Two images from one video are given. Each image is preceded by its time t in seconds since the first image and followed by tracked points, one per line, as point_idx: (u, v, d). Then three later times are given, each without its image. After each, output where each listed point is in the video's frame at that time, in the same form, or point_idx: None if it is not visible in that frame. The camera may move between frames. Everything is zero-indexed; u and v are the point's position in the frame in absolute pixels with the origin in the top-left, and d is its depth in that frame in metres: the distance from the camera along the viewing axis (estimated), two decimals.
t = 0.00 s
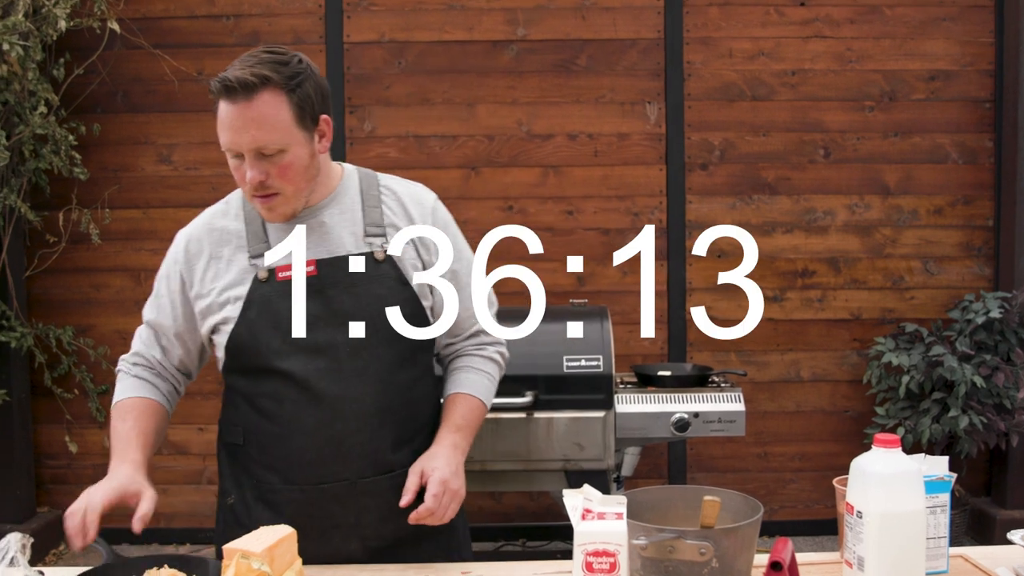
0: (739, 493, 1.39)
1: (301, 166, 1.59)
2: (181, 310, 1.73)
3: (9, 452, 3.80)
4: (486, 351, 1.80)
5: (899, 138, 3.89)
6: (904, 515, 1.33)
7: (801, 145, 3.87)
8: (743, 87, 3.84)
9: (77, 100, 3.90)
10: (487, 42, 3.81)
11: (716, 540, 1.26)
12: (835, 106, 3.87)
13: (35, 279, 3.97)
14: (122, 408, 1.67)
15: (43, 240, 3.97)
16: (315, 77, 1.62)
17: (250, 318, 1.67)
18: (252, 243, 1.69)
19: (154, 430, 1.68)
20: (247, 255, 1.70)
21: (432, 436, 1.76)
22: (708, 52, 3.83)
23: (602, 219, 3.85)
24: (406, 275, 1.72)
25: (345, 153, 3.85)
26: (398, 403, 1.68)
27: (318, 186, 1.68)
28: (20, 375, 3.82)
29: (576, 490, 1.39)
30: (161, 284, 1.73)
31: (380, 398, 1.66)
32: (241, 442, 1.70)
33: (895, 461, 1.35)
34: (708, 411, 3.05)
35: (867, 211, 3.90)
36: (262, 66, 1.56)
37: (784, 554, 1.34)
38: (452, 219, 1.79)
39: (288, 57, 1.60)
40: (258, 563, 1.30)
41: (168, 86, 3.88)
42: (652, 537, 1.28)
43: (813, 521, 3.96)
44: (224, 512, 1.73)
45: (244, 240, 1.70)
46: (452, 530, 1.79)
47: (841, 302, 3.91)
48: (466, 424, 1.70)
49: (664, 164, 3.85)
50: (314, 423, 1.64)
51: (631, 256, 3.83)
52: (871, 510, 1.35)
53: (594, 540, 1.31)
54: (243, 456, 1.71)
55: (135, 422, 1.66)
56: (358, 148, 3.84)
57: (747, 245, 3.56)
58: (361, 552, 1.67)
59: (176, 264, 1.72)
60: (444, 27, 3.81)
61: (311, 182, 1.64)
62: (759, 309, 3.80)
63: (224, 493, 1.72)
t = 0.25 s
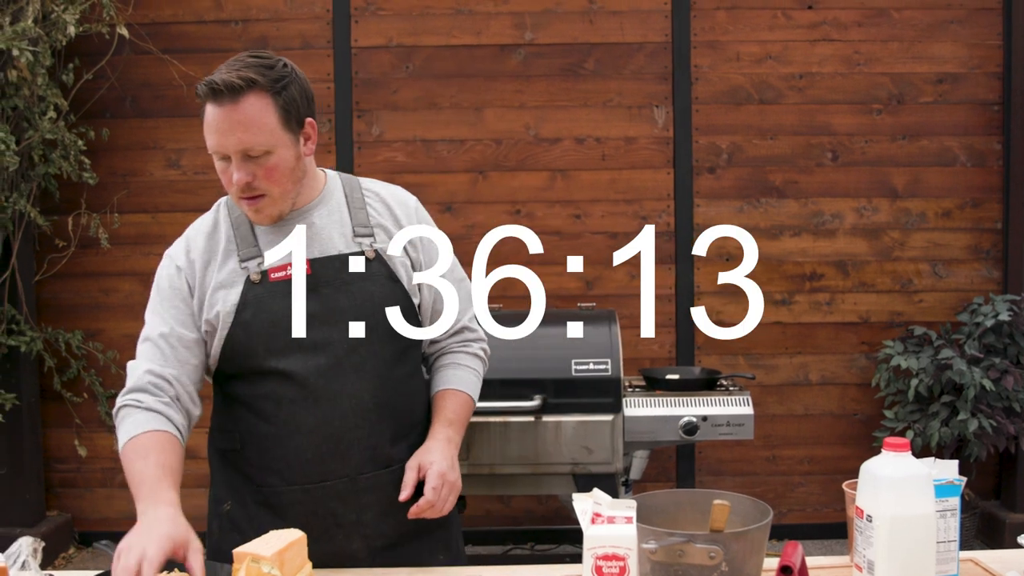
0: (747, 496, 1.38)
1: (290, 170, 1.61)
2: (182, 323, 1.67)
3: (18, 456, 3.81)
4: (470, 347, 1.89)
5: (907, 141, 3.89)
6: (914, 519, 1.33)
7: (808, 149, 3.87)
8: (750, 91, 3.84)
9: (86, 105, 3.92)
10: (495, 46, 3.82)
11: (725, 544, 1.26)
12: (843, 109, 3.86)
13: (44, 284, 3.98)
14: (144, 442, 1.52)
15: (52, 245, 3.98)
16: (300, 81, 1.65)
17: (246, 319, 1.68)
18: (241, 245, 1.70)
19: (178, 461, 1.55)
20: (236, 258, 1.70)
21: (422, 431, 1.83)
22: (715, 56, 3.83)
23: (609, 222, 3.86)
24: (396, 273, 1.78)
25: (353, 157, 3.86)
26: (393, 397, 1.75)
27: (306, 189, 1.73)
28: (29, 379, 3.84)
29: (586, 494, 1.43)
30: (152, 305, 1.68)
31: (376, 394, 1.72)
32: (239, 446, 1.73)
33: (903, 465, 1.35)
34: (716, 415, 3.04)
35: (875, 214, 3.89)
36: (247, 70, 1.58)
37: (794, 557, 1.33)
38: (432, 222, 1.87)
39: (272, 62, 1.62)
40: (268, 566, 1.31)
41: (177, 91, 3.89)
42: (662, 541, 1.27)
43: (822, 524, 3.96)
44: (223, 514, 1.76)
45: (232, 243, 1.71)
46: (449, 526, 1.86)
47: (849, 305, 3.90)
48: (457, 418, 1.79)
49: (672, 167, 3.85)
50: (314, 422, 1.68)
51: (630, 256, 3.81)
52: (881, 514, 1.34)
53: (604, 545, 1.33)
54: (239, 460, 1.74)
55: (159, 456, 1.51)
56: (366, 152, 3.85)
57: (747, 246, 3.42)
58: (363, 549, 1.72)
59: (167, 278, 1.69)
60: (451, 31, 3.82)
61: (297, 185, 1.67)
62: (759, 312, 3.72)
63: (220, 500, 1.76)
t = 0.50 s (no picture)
0: (752, 495, 1.38)
1: (417, 157, 1.58)
2: (298, 299, 1.70)
3: (27, 457, 3.83)
4: (574, 367, 1.77)
5: (912, 138, 3.89)
6: (914, 514, 1.33)
7: (813, 146, 3.87)
8: (755, 89, 3.85)
9: (92, 107, 3.93)
10: (500, 46, 3.83)
11: (727, 541, 1.26)
12: (848, 106, 3.86)
13: (52, 286, 4.00)
14: (267, 396, 1.66)
15: (60, 247, 3.99)
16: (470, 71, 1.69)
17: (354, 308, 1.63)
18: (367, 231, 1.66)
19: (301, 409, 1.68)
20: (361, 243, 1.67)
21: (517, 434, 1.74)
22: (720, 54, 3.83)
23: (614, 221, 3.86)
24: (509, 279, 1.69)
25: (358, 158, 3.87)
26: (490, 400, 1.65)
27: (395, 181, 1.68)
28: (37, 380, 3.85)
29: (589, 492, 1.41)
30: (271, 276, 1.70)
31: (475, 394, 1.63)
32: (335, 426, 1.68)
33: (902, 461, 1.34)
34: (722, 413, 3.05)
35: (881, 212, 3.89)
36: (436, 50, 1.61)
37: (794, 554, 1.33)
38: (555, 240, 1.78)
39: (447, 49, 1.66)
40: (273, 565, 1.32)
41: (183, 93, 3.91)
42: (664, 539, 1.28)
43: (828, 522, 3.96)
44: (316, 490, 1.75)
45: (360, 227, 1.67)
46: (527, 526, 1.80)
47: (855, 303, 3.90)
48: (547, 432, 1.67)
49: (677, 166, 3.85)
50: (410, 412, 1.60)
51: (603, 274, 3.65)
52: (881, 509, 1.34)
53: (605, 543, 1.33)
54: (337, 437, 1.70)
55: (284, 405, 1.65)
56: (372, 152, 3.86)
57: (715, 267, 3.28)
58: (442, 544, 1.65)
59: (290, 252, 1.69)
60: (456, 31, 3.82)
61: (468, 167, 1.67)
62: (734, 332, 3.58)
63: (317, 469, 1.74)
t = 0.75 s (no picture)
0: (743, 498, 1.38)
1: (479, 154, 1.64)
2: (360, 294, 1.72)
3: (16, 464, 3.81)
4: (602, 355, 1.78)
5: (900, 141, 3.90)
6: (903, 516, 1.33)
7: (802, 150, 3.89)
8: (744, 93, 3.86)
9: (81, 113, 3.92)
10: (489, 51, 3.83)
11: (717, 544, 1.26)
12: (836, 110, 3.88)
13: (41, 292, 3.99)
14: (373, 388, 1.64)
15: (49, 254, 3.98)
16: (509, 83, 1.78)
17: (402, 300, 1.70)
18: (411, 227, 1.73)
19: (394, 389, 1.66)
20: (404, 238, 1.73)
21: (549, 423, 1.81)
22: (709, 58, 3.84)
23: (604, 225, 3.87)
24: (542, 276, 1.75)
25: (348, 163, 3.86)
26: (523, 389, 1.73)
27: (446, 179, 1.74)
28: (26, 387, 3.84)
29: (579, 497, 1.42)
30: (323, 275, 1.71)
31: (510, 383, 1.71)
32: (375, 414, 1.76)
33: (891, 463, 1.34)
34: (712, 416, 3.06)
35: (870, 215, 3.91)
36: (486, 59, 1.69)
37: (782, 557, 1.34)
38: (585, 239, 1.84)
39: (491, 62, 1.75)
40: (263, 571, 1.33)
41: (172, 98, 3.90)
42: (653, 541, 1.28)
43: (819, 524, 3.96)
44: (354, 473, 1.83)
45: (404, 224, 1.74)
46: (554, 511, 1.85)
47: (845, 305, 3.91)
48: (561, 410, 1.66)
49: (667, 170, 3.86)
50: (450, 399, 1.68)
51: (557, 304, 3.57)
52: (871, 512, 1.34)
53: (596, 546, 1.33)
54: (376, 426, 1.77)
55: (381, 388, 1.63)
56: (361, 158, 3.86)
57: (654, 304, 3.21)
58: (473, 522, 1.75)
59: (340, 250, 1.72)
60: (446, 36, 3.83)
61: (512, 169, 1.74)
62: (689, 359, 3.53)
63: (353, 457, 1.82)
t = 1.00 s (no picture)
0: (727, 499, 1.39)
1: (492, 192, 1.85)
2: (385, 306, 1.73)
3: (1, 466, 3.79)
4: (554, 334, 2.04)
5: (886, 144, 3.92)
6: (887, 518, 1.33)
7: (789, 152, 3.90)
8: (731, 95, 3.87)
9: (67, 113, 3.91)
10: (477, 52, 3.83)
11: (701, 545, 1.26)
12: (823, 112, 3.89)
13: (26, 293, 3.97)
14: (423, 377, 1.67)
15: (34, 254, 3.96)
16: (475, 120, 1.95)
17: (424, 310, 1.76)
18: (409, 243, 1.78)
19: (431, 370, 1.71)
20: (406, 255, 1.77)
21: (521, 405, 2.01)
22: (696, 60, 3.85)
23: (591, 227, 3.87)
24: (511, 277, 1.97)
25: (335, 164, 3.86)
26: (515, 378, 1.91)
27: (442, 205, 1.84)
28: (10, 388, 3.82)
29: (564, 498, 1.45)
30: (348, 287, 1.67)
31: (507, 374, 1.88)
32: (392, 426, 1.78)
33: (875, 465, 1.35)
34: (699, 418, 3.05)
35: (856, 217, 3.92)
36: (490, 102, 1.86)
37: (767, 558, 1.35)
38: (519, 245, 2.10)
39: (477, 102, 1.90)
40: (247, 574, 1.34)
41: (159, 99, 3.89)
42: (638, 543, 1.27)
43: (805, 526, 3.97)
44: (361, 484, 1.83)
45: (401, 239, 1.78)
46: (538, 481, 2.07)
47: (831, 307, 3.93)
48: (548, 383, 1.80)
49: (654, 171, 3.87)
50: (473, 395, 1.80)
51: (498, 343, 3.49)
52: (855, 514, 1.35)
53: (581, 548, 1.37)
54: (390, 439, 1.79)
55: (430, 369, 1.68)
56: (348, 159, 3.86)
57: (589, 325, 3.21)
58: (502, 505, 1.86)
59: (359, 263, 1.69)
60: (433, 37, 3.83)
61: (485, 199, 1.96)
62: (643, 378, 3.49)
63: (368, 478, 1.81)
